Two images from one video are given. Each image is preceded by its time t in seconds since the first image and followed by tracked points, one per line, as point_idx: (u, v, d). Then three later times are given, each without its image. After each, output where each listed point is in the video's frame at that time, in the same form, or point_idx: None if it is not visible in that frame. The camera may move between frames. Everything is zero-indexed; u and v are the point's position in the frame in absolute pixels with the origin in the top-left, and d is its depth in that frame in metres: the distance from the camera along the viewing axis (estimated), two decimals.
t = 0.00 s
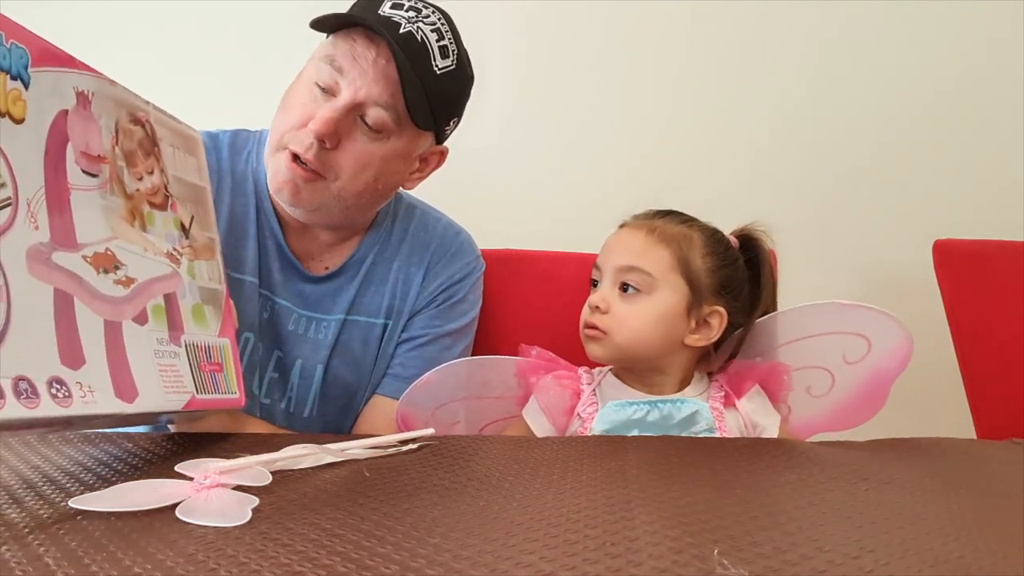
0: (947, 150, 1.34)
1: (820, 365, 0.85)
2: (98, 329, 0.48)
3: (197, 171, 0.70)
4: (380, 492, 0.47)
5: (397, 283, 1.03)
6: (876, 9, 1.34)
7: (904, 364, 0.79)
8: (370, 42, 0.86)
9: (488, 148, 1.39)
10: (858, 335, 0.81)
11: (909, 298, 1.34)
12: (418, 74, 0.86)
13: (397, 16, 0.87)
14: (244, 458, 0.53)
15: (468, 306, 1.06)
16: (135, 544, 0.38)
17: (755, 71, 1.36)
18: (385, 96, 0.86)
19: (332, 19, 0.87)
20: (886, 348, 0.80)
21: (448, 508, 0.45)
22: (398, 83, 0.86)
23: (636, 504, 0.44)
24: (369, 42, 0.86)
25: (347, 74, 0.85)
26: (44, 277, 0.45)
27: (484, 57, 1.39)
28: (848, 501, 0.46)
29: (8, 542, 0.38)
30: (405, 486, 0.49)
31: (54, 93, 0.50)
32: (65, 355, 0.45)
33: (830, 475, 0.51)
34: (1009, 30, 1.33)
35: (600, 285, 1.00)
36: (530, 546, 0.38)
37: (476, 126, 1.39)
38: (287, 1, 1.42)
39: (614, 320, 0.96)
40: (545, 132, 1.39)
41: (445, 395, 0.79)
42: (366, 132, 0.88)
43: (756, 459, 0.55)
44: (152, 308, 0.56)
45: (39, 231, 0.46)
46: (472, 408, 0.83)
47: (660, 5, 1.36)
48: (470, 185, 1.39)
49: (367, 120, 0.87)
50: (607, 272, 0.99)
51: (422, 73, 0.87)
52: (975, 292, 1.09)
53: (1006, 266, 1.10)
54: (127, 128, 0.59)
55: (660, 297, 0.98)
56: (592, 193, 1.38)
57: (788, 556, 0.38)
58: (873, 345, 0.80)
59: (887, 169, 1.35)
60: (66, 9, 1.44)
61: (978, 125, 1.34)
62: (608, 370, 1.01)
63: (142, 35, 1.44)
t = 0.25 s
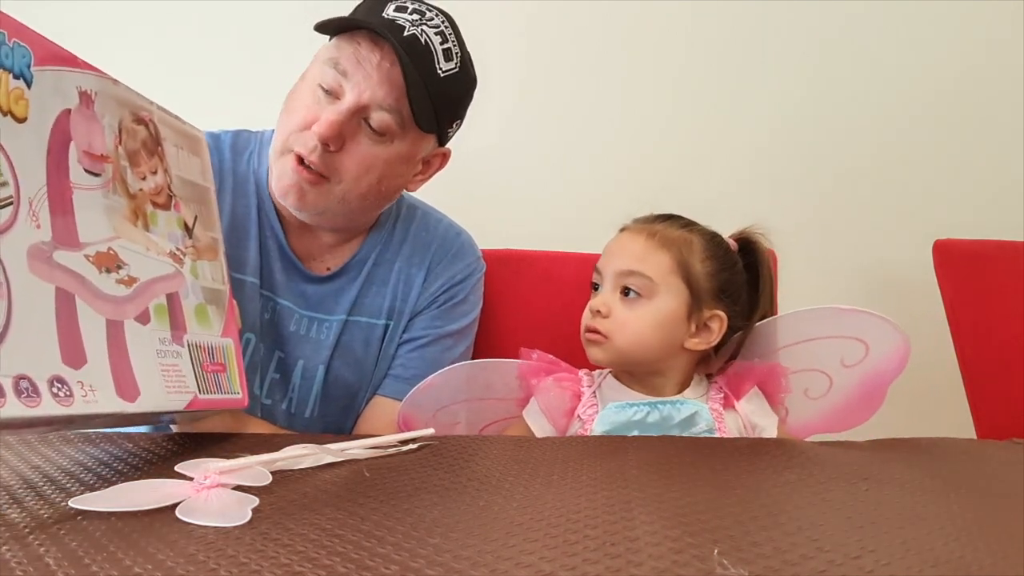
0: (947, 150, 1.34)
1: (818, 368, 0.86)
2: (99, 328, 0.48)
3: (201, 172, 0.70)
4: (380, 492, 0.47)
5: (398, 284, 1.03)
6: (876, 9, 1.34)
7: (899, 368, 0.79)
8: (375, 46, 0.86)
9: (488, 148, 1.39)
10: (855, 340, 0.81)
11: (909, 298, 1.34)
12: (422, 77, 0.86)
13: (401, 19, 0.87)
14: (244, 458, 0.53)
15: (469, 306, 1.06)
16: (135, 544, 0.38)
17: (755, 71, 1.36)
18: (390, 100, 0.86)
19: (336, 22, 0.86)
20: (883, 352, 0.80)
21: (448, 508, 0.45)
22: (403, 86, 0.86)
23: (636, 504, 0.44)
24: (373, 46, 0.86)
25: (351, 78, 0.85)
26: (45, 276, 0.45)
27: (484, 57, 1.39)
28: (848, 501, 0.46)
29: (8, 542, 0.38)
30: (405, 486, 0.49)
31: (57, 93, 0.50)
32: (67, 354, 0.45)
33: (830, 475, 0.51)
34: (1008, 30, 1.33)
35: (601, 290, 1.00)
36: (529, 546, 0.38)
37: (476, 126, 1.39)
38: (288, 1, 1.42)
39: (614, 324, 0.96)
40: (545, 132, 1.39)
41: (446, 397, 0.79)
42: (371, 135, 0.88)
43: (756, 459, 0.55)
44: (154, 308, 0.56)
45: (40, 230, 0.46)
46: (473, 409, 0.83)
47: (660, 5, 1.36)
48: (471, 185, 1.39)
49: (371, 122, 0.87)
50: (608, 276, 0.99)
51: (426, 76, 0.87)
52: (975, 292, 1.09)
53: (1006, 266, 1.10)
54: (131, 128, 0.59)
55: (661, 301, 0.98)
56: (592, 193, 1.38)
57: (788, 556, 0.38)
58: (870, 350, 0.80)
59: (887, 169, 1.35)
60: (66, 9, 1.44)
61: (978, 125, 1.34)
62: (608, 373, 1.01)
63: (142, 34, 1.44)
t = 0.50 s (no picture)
0: (947, 150, 1.34)
1: (820, 391, 0.83)
2: (100, 328, 0.48)
3: (203, 173, 0.71)
4: (380, 492, 0.47)
5: (399, 285, 1.03)
6: (876, 9, 1.34)
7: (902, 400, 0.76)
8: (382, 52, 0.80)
9: (488, 148, 1.39)
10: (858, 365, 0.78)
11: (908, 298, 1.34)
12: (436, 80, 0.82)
13: (401, 25, 0.80)
14: (244, 458, 0.53)
15: (469, 307, 1.06)
16: (135, 544, 0.38)
17: (755, 71, 1.36)
18: (411, 108, 0.82)
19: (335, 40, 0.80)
20: (887, 382, 0.76)
21: (448, 509, 0.45)
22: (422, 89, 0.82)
23: (636, 504, 0.44)
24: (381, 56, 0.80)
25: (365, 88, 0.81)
26: (48, 277, 0.45)
27: (484, 57, 1.39)
28: (848, 501, 0.46)
29: (8, 542, 0.38)
30: (405, 486, 0.49)
31: (57, 93, 0.50)
32: (69, 355, 0.45)
33: (830, 475, 0.51)
34: (1008, 30, 1.33)
35: (606, 297, 1.00)
36: (529, 546, 0.38)
37: (476, 126, 1.39)
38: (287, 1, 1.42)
39: (620, 331, 0.96)
40: (545, 132, 1.39)
41: (447, 396, 0.79)
42: (398, 143, 0.85)
43: (756, 458, 0.55)
44: (157, 308, 0.56)
45: (44, 231, 0.46)
46: (475, 409, 0.83)
47: (659, 4, 1.35)
48: (471, 185, 1.39)
49: (401, 136, 0.84)
50: (613, 284, 0.99)
51: (441, 80, 0.82)
52: (975, 291, 1.09)
53: (1006, 266, 1.10)
54: (133, 128, 0.59)
55: (665, 309, 0.98)
56: (592, 193, 1.38)
57: (788, 556, 0.38)
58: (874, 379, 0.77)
59: (887, 168, 1.35)
60: (66, 9, 1.44)
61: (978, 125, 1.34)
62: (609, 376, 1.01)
63: (142, 34, 1.44)
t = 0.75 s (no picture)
0: (947, 150, 1.34)
1: (828, 384, 0.77)
2: (86, 331, 0.47)
3: (213, 173, 0.72)
4: (380, 492, 0.47)
5: (399, 285, 1.03)
6: (876, 9, 1.34)
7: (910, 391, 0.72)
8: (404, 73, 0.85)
9: (488, 148, 1.39)
10: (864, 353, 0.74)
11: (908, 298, 1.35)
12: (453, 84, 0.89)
13: (411, 52, 0.86)
14: (244, 458, 0.53)
15: (468, 306, 1.06)
16: (134, 544, 0.38)
17: (755, 71, 1.36)
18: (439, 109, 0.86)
19: (355, 92, 0.85)
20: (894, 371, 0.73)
21: (448, 508, 0.45)
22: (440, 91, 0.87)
23: (636, 504, 0.44)
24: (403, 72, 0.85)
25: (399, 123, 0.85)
26: (31, 283, 0.44)
27: (484, 57, 1.39)
28: (848, 501, 0.46)
29: (8, 542, 0.38)
30: (406, 486, 0.49)
31: (50, 96, 0.49)
32: (50, 363, 0.44)
33: (830, 475, 0.51)
34: (1008, 30, 1.33)
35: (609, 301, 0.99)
36: (529, 546, 0.38)
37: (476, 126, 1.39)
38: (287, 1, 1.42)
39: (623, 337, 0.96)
40: (545, 132, 1.39)
41: (448, 394, 0.80)
42: (437, 154, 0.90)
43: (756, 458, 0.55)
44: (155, 312, 0.56)
45: (27, 235, 0.45)
46: (475, 407, 0.82)
47: (660, 4, 1.35)
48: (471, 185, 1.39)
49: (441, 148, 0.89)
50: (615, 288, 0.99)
51: (457, 86, 0.89)
52: (975, 291, 1.09)
53: (1006, 265, 1.10)
54: (134, 130, 0.59)
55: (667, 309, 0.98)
56: (592, 193, 1.38)
57: (788, 557, 0.38)
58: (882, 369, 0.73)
59: (887, 168, 1.35)
60: (65, 9, 1.44)
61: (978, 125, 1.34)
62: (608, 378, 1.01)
63: (143, 34, 1.44)
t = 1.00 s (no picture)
0: (948, 150, 1.34)
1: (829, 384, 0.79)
2: (65, 359, 0.49)
3: (246, 179, 0.69)
4: (379, 492, 0.48)
5: (397, 286, 1.03)
6: (876, 9, 1.34)
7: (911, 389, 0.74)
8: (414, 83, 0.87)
9: (489, 147, 1.39)
10: (862, 353, 0.76)
11: (908, 299, 1.35)
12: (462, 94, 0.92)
13: (426, 65, 0.88)
14: (244, 458, 0.53)
15: (467, 305, 1.06)
16: (134, 544, 0.38)
17: (755, 71, 1.36)
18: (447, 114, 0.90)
19: (370, 105, 0.86)
20: (895, 370, 0.75)
21: (448, 508, 0.45)
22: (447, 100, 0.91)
23: (636, 504, 0.44)
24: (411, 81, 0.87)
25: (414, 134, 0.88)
26: None
27: (484, 57, 1.39)
28: (848, 501, 0.46)
29: (8, 542, 0.38)
30: (406, 486, 0.49)
31: (35, 114, 0.50)
32: (13, 395, 0.46)
33: (830, 475, 0.51)
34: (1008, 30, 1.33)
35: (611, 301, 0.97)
36: (529, 546, 0.38)
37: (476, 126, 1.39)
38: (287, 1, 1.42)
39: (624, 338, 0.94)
40: (545, 132, 1.39)
41: (446, 394, 0.80)
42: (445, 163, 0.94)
43: (756, 458, 0.55)
44: (155, 330, 0.55)
45: None
46: (473, 408, 0.83)
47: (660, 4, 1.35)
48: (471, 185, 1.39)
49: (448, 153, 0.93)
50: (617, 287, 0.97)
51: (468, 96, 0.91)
52: (975, 291, 1.09)
53: (1006, 266, 1.10)
54: (141, 140, 0.58)
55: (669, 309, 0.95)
56: (592, 192, 1.38)
57: (788, 556, 0.38)
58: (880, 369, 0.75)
59: (887, 168, 1.35)
60: (66, 9, 1.44)
61: (977, 125, 1.34)
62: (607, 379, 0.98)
63: (143, 34, 1.44)
